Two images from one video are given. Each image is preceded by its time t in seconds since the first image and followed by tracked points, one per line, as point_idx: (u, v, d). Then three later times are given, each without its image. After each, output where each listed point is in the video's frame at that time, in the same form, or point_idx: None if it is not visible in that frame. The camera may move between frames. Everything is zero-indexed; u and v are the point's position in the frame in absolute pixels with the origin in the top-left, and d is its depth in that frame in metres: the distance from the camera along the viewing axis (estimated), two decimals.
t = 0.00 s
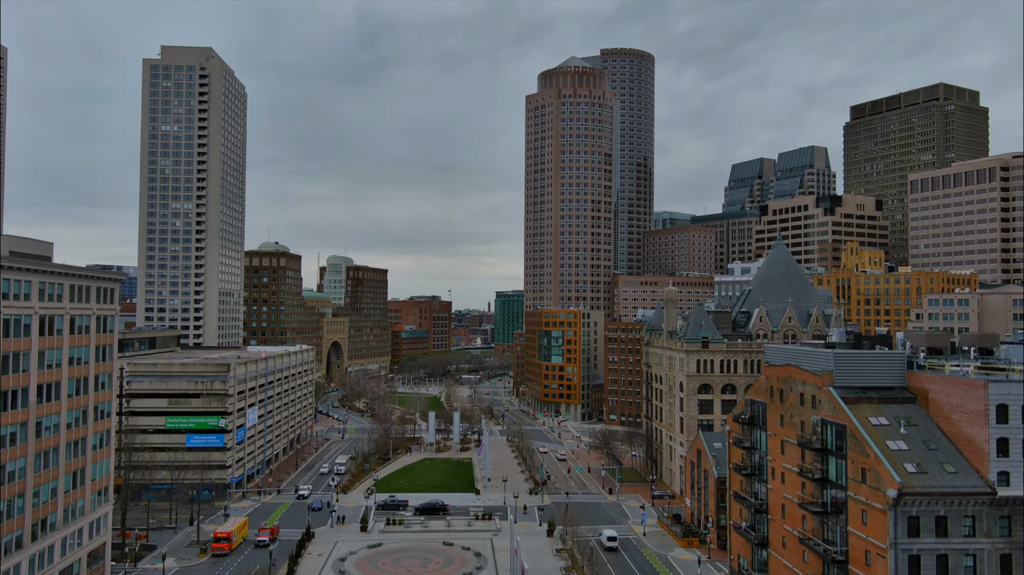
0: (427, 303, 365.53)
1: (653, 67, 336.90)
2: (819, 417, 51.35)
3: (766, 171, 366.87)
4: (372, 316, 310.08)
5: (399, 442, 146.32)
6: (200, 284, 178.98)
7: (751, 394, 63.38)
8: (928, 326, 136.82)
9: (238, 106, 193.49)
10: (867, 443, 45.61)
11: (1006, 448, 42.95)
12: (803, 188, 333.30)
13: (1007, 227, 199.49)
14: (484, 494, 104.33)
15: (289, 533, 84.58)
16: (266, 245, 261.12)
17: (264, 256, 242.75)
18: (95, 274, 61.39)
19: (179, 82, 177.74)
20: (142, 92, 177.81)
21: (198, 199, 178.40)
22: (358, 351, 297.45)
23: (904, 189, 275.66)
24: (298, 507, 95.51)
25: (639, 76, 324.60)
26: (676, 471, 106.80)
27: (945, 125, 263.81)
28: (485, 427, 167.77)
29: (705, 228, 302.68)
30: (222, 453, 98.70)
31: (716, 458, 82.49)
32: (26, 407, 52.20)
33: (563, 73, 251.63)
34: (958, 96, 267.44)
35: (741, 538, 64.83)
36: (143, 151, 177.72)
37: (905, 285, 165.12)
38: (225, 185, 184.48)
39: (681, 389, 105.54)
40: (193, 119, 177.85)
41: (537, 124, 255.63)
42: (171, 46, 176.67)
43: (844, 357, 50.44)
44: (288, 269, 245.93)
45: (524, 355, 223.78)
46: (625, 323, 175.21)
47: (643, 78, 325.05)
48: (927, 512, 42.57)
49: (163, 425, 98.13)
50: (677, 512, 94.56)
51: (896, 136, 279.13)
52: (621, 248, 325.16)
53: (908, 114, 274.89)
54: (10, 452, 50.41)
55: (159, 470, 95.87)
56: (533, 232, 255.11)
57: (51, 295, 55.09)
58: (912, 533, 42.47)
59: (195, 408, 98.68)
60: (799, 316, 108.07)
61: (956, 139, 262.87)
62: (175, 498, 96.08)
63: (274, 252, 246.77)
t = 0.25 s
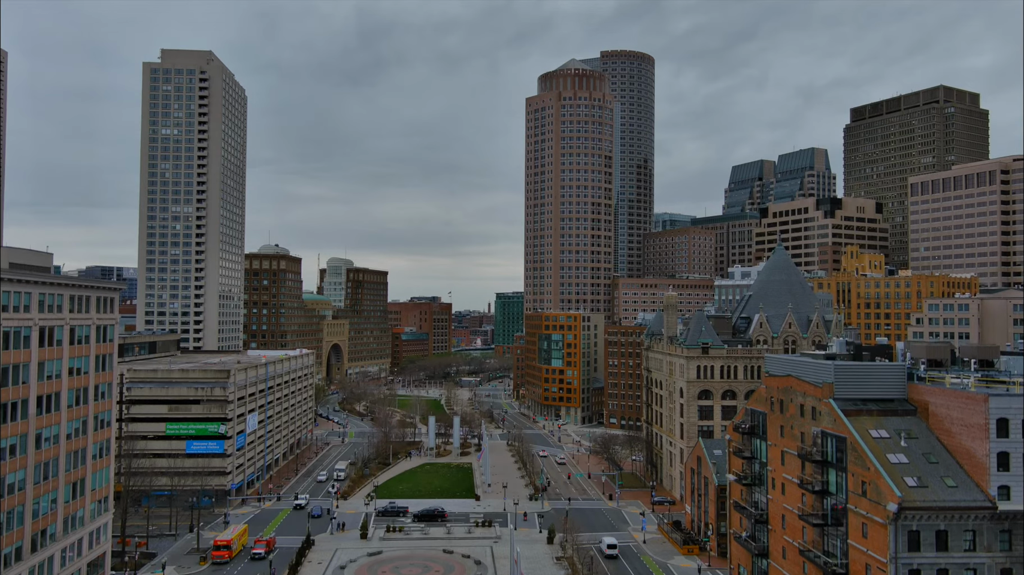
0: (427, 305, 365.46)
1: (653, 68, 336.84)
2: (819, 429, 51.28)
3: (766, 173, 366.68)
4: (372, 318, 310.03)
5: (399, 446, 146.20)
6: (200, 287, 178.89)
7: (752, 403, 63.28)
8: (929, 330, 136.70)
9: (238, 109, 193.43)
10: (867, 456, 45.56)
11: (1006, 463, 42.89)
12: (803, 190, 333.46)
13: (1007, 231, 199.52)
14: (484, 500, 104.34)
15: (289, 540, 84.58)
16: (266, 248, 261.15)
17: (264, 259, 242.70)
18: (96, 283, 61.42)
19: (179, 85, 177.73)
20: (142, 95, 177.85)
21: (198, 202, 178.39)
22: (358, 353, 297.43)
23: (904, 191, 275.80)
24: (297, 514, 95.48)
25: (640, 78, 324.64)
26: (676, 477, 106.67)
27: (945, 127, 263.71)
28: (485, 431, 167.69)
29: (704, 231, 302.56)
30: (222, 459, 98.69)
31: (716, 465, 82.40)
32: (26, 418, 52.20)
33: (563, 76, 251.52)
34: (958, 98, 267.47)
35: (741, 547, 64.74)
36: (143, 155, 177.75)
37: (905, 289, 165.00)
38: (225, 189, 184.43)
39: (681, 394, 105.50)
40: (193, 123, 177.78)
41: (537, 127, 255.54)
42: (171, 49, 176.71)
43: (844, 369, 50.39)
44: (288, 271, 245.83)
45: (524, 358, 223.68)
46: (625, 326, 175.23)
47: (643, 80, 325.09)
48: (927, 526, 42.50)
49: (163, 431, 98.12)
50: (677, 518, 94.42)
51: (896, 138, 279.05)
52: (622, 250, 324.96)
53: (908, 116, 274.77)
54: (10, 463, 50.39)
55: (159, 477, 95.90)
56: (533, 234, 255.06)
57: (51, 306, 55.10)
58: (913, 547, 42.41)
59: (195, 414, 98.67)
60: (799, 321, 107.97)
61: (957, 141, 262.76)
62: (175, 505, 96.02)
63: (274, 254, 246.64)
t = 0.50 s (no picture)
0: (427, 307, 365.38)
1: (653, 71, 336.86)
2: (819, 443, 51.21)
3: (766, 175, 366.63)
4: (372, 321, 309.99)
5: (399, 451, 146.14)
6: (200, 292, 178.82)
7: (752, 415, 63.22)
8: (929, 336, 136.83)
9: (239, 113, 193.31)
10: (867, 471, 45.52)
11: (1007, 479, 42.81)
12: (804, 192, 333.51)
13: (1008, 234, 199.47)
14: (484, 507, 104.28)
15: (288, 549, 84.51)
16: (266, 251, 261.09)
17: (265, 262, 242.56)
18: (96, 295, 61.39)
19: (179, 89, 177.69)
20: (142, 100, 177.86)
21: (198, 207, 178.35)
22: (358, 356, 297.32)
23: (904, 194, 275.83)
24: (297, 521, 95.35)
25: (640, 81, 324.74)
26: (676, 483, 106.61)
27: (945, 130, 263.67)
28: (486, 435, 167.68)
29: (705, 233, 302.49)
30: (222, 466, 98.64)
31: (716, 473, 82.32)
32: (26, 431, 52.18)
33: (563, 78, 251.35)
34: (959, 101, 267.46)
35: (741, 558, 64.66)
36: (143, 159, 177.74)
37: (905, 293, 164.98)
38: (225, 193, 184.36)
39: (682, 401, 105.44)
40: (193, 127, 177.72)
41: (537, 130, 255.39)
42: (171, 53, 176.67)
43: (843, 383, 50.36)
44: (289, 275, 245.65)
45: (524, 361, 223.60)
46: (626, 330, 175.19)
47: (644, 83, 325.18)
48: (928, 542, 42.46)
49: (164, 438, 98.01)
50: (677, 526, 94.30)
51: (897, 141, 279.02)
52: (622, 253, 324.91)
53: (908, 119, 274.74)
54: (9, 477, 50.34)
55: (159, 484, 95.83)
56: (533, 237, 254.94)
57: (51, 319, 55.07)
58: (913, 564, 42.36)
59: (195, 421, 98.58)
60: (799, 328, 107.89)
61: (957, 145, 262.66)
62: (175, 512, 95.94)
63: (274, 258, 246.40)
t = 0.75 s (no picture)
0: (427, 309, 365.34)
1: (653, 73, 336.92)
2: (820, 455, 51.17)
3: (766, 177, 366.71)
4: (373, 323, 309.89)
5: (399, 456, 146.05)
6: (200, 295, 178.74)
7: (753, 424, 63.20)
8: (930, 340, 136.85)
9: (239, 116, 193.30)
10: (868, 485, 45.50)
11: (1007, 493, 42.73)
12: (804, 194, 333.54)
13: (1008, 237, 199.45)
14: (484, 513, 104.28)
15: (288, 556, 84.54)
16: (267, 253, 261.10)
17: (265, 265, 242.61)
18: (95, 305, 61.39)
19: (179, 93, 177.74)
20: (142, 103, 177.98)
21: (198, 210, 178.36)
22: (359, 358, 297.26)
23: (905, 197, 275.86)
24: (297, 528, 95.41)
25: (640, 83, 324.97)
26: (677, 489, 106.53)
27: (946, 133, 263.66)
28: (485, 439, 167.66)
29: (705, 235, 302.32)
30: (222, 472, 98.60)
31: (716, 481, 82.27)
32: (26, 443, 52.15)
33: (563, 81, 251.29)
34: (959, 104, 267.46)
35: (741, 568, 64.63)
36: (143, 163, 177.82)
37: (906, 297, 164.98)
38: (225, 196, 184.35)
39: (682, 407, 105.40)
40: (193, 131, 177.76)
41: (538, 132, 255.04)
42: (171, 57, 176.76)
43: (844, 395, 50.35)
44: (289, 277, 245.56)
45: (524, 364, 223.51)
46: (626, 334, 175.14)
47: (644, 85, 325.44)
48: (928, 557, 42.43)
49: (164, 445, 97.98)
50: (678, 533, 94.10)
51: (897, 143, 279.11)
52: (622, 255, 324.88)
53: (909, 121, 274.69)
54: (9, 489, 50.30)
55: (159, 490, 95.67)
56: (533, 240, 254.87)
57: (52, 330, 55.09)
58: None
59: (195, 428, 98.52)
60: (799, 334, 107.77)
61: (958, 147, 262.59)
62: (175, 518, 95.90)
63: (274, 260, 246.36)
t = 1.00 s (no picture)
0: (428, 311, 365.39)
1: (653, 75, 336.91)
2: (820, 468, 51.10)
3: (767, 179, 366.69)
4: (373, 325, 309.90)
5: (399, 460, 145.85)
6: (200, 300, 178.74)
7: (753, 435, 63.19)
8: (930, 345, 137.12)
9: (239, 120, 193.33)
10: (868, 500, 45.48)
11: (1008, 509, 42.68)
12: (804, 196, 333.30)
13: (1008, 240, 199.35)
14: (484, 520, 104.25)
15: (288, 564, 84.52)
16: (268, 256, 261.26)
17: (265, 268, 242.70)
18: (95, 316, 61.41)
19: (179, 97, 177.78)
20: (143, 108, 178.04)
21: (198, 215, 178.39)
22: (358, 361, 297.23)
23: (905, 199, 275.71)
24: (297, 535, 95.35)
25: (640, 85, 325.08)
26: (677, 496, 106.46)
27: (946, 135, 263.60)
28: (485, 443, 167.56)
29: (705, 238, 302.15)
30: (222, 479, 98.56)
31: (717, 489, 82.23)
32: (25, 456, 52.18)
33: (563, 84, 251.26)
34: (959, 106, 267.43)
35: None
36: (143, 167, 177.92)
37: (906, 301, 164.96)
38: (225, 200, 184.33)
39: (682, 414, 105.34)
40: (193, 135, 177.84)
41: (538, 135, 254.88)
42: (171, 61, 176.84)
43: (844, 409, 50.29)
44: (289, 280, 245.64)
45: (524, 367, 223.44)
46: (626, 338, 174.98)
47: (644, 87, 325.57)
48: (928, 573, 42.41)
49: (164, 452, 97.96)
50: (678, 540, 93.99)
51: (897, 146, 279.10)
52: (622, 257, 324.86)
53: (909, 124, 274.59)
54: (8, 503, 50.27)
55: (158, 497, 95.62)
56: (533, 242, 254.87)
57: (52, 342, 55.14)
58: None
59: (195, 435, 98.52)
60: (799, 341, 107.72)
61: (958, 150, 262.54)
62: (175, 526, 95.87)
63: (274, 263, 246.42)
